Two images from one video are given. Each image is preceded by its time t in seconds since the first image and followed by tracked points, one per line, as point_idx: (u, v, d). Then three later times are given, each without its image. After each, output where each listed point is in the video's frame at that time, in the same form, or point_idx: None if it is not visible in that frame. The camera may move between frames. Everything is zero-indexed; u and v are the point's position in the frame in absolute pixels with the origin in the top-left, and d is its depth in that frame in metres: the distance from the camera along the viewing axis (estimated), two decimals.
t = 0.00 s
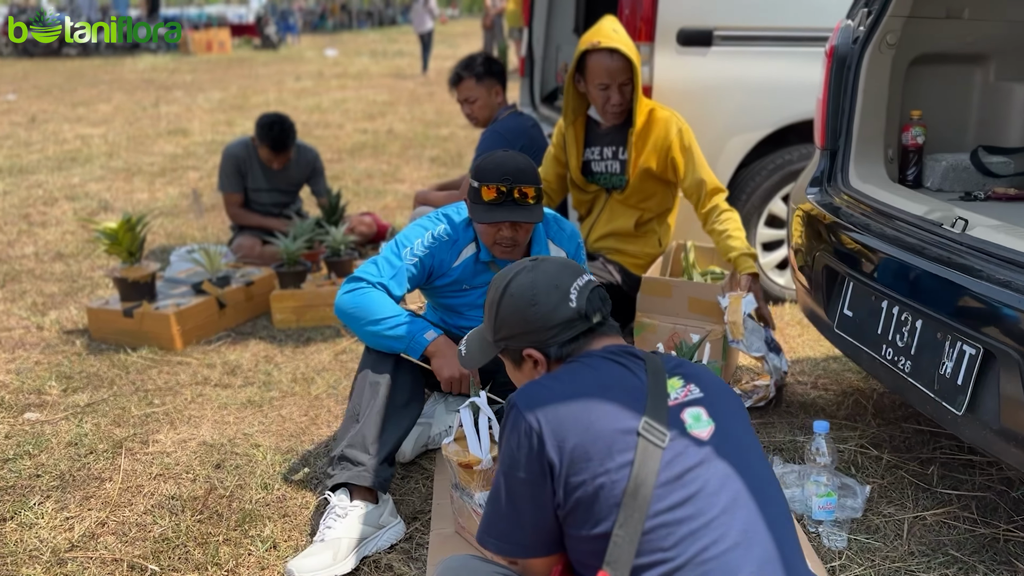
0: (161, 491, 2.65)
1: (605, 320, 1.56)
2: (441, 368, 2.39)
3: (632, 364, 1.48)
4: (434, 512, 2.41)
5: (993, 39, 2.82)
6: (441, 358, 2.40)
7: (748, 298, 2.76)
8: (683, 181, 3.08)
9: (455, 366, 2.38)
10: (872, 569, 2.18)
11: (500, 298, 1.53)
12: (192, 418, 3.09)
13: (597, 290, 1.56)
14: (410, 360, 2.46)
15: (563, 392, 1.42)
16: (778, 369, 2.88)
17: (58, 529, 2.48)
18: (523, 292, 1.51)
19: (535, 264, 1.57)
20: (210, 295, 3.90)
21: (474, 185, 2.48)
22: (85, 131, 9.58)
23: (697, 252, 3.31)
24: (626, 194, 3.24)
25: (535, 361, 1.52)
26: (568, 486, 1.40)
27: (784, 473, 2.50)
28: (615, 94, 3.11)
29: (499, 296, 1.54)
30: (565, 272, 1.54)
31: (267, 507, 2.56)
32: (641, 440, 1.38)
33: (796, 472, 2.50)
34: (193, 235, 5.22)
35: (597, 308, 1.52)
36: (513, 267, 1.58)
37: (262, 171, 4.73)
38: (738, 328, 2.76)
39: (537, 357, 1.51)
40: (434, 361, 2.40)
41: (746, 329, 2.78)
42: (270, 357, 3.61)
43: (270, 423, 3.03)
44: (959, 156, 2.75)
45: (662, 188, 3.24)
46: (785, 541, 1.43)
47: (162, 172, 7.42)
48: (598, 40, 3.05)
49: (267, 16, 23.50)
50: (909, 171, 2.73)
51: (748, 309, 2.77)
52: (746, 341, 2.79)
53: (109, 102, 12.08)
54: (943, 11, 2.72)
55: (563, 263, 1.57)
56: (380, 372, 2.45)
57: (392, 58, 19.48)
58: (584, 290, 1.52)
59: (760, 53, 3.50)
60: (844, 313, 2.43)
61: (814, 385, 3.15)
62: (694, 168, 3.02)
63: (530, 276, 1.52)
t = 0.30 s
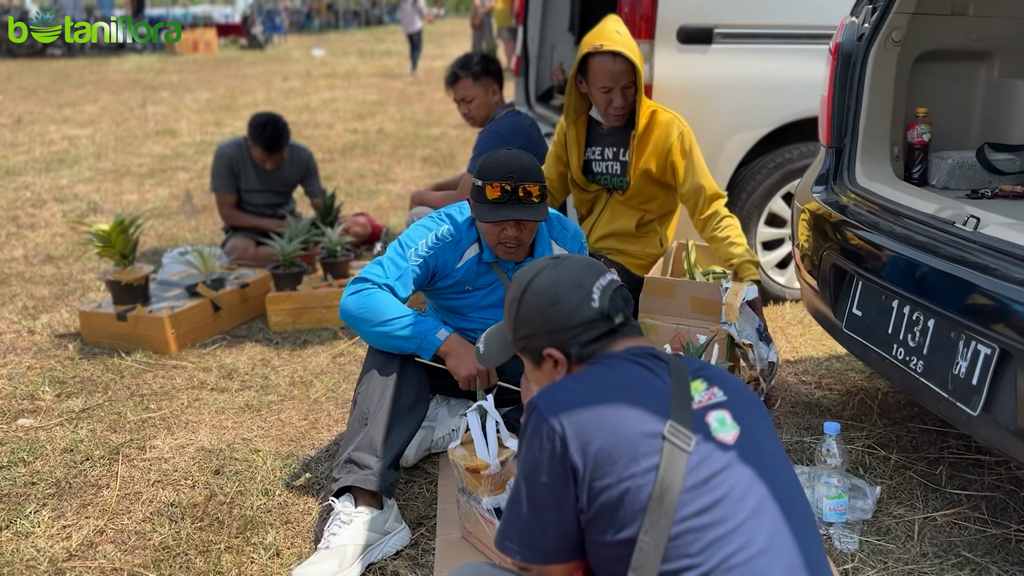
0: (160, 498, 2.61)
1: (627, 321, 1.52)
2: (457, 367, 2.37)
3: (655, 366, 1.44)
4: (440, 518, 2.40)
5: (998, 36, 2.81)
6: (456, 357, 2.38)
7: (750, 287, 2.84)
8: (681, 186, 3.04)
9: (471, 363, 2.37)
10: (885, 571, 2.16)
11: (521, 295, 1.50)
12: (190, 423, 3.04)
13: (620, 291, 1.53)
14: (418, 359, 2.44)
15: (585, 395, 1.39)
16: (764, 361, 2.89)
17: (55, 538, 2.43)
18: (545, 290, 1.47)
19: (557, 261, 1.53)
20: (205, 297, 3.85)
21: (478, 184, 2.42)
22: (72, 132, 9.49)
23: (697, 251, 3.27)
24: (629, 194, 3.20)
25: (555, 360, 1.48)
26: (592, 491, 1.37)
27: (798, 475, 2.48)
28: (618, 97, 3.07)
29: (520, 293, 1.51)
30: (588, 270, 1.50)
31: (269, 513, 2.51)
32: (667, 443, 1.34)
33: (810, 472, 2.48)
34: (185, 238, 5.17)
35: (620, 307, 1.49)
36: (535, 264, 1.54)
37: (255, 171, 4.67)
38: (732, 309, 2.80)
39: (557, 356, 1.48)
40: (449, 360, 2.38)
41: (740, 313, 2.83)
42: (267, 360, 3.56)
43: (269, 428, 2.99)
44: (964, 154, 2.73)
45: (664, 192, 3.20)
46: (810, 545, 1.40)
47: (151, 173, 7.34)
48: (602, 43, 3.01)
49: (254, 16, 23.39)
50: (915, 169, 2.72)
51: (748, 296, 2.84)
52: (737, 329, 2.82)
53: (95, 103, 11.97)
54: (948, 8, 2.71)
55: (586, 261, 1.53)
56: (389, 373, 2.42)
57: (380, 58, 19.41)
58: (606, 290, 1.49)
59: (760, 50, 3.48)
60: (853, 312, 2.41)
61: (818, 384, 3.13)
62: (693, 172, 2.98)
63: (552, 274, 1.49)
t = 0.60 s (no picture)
0: (157, 510, 2.53)
1: (657, 326, 1.45)
2: (471, 370, 2.33)
3: (682, 372, 1.39)
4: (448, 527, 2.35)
5: (1004, 32, 2.78)
6: (468, 361, 2.34)
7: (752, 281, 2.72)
8: (689, 186, 3.00)
9: (485, 365, 2.33)
10: None
11: (546, 293, 1.44)
12: (186, 432, 2.97)
13: (650, 294, 1.45)
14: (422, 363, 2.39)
15: (612, 403, 1.33)
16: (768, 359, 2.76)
17: (49, 552, 2.36)
18: (570, 291, 1.41)
19: (588, 259, 1.46)
20: (197, 301, 3.77)
21: (483, 185, 2.36)
22: (53, 133, 9.35)
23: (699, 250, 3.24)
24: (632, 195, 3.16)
25: (577, 361, 1.43)
26: (621, 502, 1.31)
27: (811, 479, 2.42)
28: (624, 99, 3.01)
29: (546, 291, 1.44)
30: (618, 272, 1.43)
31: (270, 524, 2.45)
32: (698, 453, 1.29)
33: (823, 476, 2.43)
34: (174, 241, 5.09)
35: (648, 311, 1.42)
36: (564, 260, 1.47)
37: (246, 173, 4.60)
38: (735, 308, 2.69)
39: (578, 357, 1.43)
40: (461, 365, 2.34)
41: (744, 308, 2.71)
42: (262, 365, 3.50)
43: (267, 435, 2.92)
44: (972, 152, 2.71)
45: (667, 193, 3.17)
46: (844, 556, 1.35)
47: (136, 174, 7.24)
48: (608, 44, 2.94)
49: (236, 15, 23.21)
50: (922, 167, 2.70)
51: (750, 291, 2.70)
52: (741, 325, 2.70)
53: (77, 103, 11.82)
54: (955, 5, 2.68)
55: (617, 261, 1.45)
56: (394, 380, 2.37)
57: (363, 57, 19.31)
58: (636, 294, 1.41)
59: (761, 48, 3.44)
60: (866, 313, 2.37)
61: (824, 385, 3.09)
62: (701, 172, 2.95)
63: (580, 274, 1.42)
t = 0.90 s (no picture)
0: (155, 520, 2.47)
1: (691, 333, 1.36)
2: (478, 379, 2.30)
3: (709, 378, 1.31)
4: (455, 535, 2.31)
5: (1010, 30, 2.75)
6: (475, 369, 2.31)
7: (763, 284, 2.69)
8: (692, 187, 2.96)
9: (492, 374, 2.30)
10: None
11: (581, 281, 1.38)
12: (183, 439, 2.91)
13: (689, 303, 1.35)
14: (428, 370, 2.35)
15: (636, 412, 1.25)
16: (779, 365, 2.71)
17: (45, 565, 2.29)
18: (600, 287, 1.34)
19: (633, 254, 1.37)
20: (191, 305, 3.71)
21: (489, 185, 2.31)
22: (39, 134, 9.24)
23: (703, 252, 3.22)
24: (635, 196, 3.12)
25: (598, 356, 1.38)
26: (646, 516, 1.23)
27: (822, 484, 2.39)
28: (628, 96, 2.98)
29: (583, 279, 1.38)
30: (655, 274, 1.33)
31: (273, 534, 2.39)
32: (727, 466, 1.21)
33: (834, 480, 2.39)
34: (166, 243, 5.02)
35: (680, 321, 1.33)
36: (608, 250, 1.39)
37: (238, 174, 4.53)
38: (746, 310, 2.67)
39: (599, 352, 1.37)
40: (468, 373, 2.32)
41: (756, 311, 2.68)
42: (258, 370, 3.44)
43: (267, 442, 2.87)
44: (979, 150, 2.68)
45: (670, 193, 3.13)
46: (878, 571, 1.28)
47: (124, 176, 7.15)
48: (613, 40, 2.90)
49: (221, 15, 23.06)
50: (931, 166, 2.66)
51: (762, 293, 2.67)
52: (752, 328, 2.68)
53: (62, 104, 11.69)
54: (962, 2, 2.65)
55: (661, 263, 1.35)
56: (398, 386, 2.33)
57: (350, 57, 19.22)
58: (668, 304, 1.31)
59: (762, 46, 3.41)
60: (877, 315, 2.34)
61: (829, 387, 3.06)
62: (704, 173, 2.90)
63: (612, 272, 1.34)
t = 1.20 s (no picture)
0: (152, 534, 2.40)
1: (735, 340, 1.31)
2: (478, 392, 2.25)
3: (750, 390, 1.26)
4: (463, 546, 2.25)
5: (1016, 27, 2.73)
6: (478, 380, 2.26)
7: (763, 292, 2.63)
8: (695, 188, 2.91)
9: (493, 389, 2.25)
10: None
11: (623, 277, 1.33)
12: (179, 448, 2.84)
13: (738, 309, 1.29)
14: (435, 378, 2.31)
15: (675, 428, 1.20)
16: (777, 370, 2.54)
17: None
18: (644, 286, 1.29)
19: (681, 253, 1.31)
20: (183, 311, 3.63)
21: (497, 185, 2.26)
22: (19, 137, 9.10)
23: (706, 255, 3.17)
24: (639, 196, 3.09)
25: (635, 358, 1.33)
26: (686, 537, 1.19)
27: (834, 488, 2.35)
28: (631, 94, 2.93)
29: (625, 275, 1.33)
30: (704, 277, 1.27)
31: (274, 547, 2.33)
32: (772, 485, 1.17)
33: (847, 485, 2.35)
34: (154, 247, 4.93)
35: (726, 326, 1.27)
36: (655, 246, 1.33)
37: (228, 175, 4.45)
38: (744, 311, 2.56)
39: (636, 352, 1.33)
40: (471, 384, 2.26)
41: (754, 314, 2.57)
42: (253, 377, 3.37)
43: (265, 451, 2.80)
44: (988, 150, 2.67)
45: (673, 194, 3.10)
46: None
47: (109, 178, 7.05)
48: (618, 36, 2.86)
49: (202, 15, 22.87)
50: (939, 165, 2.63)
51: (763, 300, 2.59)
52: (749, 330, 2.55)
53: (42, 106, 11.53)
54: None
55: (710, 264, 1.30)
56: (404, 395, 2.28)
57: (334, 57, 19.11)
58: (715, 308, 1.26)
59: (763, 44, 3.37)
60: (890, 316, 2.30)
61: (835, 389, 3.03)
62: (707, 174, 2.86)
63: (657, 271, 1.29)
